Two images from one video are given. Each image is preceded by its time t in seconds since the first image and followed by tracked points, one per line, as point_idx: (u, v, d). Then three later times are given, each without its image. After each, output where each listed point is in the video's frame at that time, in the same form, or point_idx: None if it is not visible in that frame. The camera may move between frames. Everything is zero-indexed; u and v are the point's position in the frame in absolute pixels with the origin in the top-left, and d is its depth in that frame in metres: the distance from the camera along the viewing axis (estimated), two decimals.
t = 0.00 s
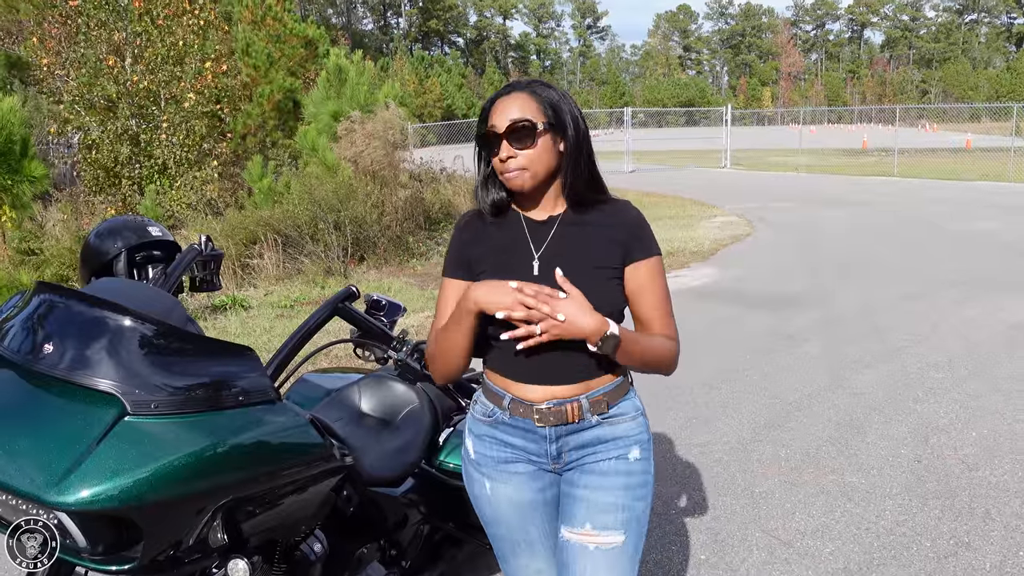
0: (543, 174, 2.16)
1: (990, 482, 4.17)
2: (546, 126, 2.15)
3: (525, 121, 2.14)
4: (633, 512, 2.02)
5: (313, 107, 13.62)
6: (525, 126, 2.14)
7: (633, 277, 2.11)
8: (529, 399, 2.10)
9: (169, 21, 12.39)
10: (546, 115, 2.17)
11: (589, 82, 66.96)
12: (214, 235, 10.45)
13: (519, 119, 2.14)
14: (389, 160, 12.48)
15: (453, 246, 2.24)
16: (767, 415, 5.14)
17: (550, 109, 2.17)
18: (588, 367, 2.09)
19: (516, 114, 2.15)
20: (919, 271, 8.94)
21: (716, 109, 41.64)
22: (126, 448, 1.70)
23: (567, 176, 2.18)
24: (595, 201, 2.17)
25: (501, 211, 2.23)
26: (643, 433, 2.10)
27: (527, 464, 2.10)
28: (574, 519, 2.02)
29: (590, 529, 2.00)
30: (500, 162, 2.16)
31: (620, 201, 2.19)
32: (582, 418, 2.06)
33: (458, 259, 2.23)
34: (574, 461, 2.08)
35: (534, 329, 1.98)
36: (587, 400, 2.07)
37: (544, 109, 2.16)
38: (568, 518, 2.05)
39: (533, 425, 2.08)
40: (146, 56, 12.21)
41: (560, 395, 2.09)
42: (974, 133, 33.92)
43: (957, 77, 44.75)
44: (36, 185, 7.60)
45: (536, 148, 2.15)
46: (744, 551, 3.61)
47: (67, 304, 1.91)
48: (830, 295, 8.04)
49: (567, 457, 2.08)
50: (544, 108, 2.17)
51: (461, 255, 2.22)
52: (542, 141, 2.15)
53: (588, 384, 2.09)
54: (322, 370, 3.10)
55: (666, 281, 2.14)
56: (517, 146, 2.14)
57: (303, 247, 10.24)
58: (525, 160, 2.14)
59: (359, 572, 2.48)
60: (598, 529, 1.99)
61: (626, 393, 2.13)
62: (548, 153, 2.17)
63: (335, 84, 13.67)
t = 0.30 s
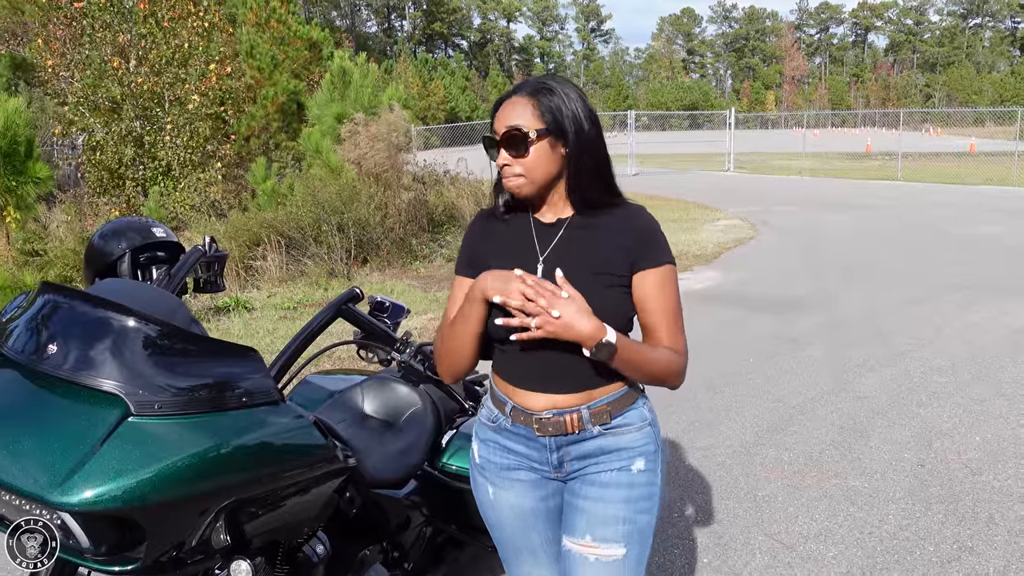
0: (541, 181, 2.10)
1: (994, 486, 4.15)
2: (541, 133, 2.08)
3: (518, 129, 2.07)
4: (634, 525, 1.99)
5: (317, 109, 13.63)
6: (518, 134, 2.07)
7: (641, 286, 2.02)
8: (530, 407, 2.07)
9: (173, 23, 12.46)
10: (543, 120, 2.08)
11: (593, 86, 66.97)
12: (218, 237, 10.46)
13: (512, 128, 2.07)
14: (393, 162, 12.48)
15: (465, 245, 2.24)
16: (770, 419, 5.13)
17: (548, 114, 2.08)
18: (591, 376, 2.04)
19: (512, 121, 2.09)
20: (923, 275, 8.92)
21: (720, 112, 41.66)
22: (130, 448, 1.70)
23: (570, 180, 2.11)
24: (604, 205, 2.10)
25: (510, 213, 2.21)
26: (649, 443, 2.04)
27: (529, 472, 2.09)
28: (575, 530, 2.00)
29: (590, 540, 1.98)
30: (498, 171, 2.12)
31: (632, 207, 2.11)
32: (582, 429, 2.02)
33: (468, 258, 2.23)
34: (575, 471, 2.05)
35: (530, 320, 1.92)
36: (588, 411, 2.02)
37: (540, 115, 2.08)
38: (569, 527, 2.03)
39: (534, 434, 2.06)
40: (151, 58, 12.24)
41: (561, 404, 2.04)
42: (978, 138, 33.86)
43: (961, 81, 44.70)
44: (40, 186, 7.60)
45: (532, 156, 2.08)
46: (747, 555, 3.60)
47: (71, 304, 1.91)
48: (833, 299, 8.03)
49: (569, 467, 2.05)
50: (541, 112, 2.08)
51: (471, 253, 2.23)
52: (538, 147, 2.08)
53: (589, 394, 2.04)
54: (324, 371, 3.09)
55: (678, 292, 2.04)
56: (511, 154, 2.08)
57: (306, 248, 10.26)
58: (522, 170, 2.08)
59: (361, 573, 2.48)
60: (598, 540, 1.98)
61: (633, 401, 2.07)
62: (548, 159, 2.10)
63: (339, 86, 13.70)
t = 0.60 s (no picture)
0: (562, 186, 2.05)
1: (998, 489, 4.14)
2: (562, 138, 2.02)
3: (537, 135, 2.01)
4: (638, 542, 1.95)
5: (321, 110, 13.63)
6: (538, 139, 2.01)
7: (651, 290, 1.97)
8: (531, 413, 2.05)
9: (177, 24, 12.59)
10: (563, 125, 2.02)
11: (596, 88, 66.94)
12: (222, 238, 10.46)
13: (533, 134, 2.02)
14: (396, 164, 12.49)
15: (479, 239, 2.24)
16: (774, 420, 5.13)
17: (568, 117, 2.02)
18: (594, 383, 1.99)
19: (531, 125, 2.03)
20: (927, 278, 8.90)
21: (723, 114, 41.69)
22: (133, 448, 1.70)
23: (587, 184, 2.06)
24: (618, 207, 2.06)
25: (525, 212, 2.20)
26: (655, 456, 1.98)
27: (532, 481, 2.07)
28: (578, 543, 1.98)
29: (592, 555, 1.95)
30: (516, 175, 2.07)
31: (648, 211, 2.06)
32: (581, 439, 1.98)
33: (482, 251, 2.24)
34: (578, 482, 2.01)
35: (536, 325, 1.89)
36: (587, 420, 1.98)
37: (560, 118, 2.02)
38: (573, 539, 2.01)
39: (535, 442, 2.04)
40: (156, 59, 12.32)
41: (560, 411, 2.01)
42: (982, 140, 33.78)
43: (965, 83, 44.60)
44: (45, 186, 7.60)
45: (552, 164, 2.02)
46: (750, 556, 3.60)
47: (75, 304, 1.91)
48: (837, 301, 8.02)
49: (571, 478, 2.02)
50: (563, 117, 2.02)
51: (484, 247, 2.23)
52: (558, 153, 2.02)
53: (591, 401, 2.00)
54: (327, 372, 3.10)
55: (690, 299, 1.97)
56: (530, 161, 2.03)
57: (310, 249, 10.29)
58: (541, 176, 2.03)
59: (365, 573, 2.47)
60: (600, 556, 1.94)
61: (639, 411, 2.01)
62: (567, 165, 2.04)
63: (343, 88, 13.71)
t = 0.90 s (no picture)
0: (576, 188, 2.05)
1: (1002, 490, 4.13)
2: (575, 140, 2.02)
3: (550, 137, 2.01)
4: (643, 554, 1.94)
5: (324, 110, 13.65)
6: (550, 143, 2.01)
7: (666, 296, 1.95)
8: (536, 419, 2.05)
9: (181, 24, 12.53)
10: (576, 128, 2.02)
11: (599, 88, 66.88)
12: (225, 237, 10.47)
13: (546, 137, 2.01)
14: (399, 164, 12.48)
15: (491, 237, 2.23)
16: (777, 421, 5.13)
17: (580, 119, 2.02)
18: (601, 390, 1.98)
19: (543, 128, 2.03)
20: (930, 278, 8.89)
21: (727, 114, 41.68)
22: (137, 447, 1.70)
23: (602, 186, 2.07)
24: (636, 210, 2.06)
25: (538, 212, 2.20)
26: (662, 466, 1.96)
27: (535, 488, 2.08)
28: (581, 553, 1.98)
29: (596, 566, 1.95)
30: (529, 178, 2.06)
31: (665, 215, 2.06)
32: (586, 446, 1.97)
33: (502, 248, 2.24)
34: (582, 491, 2.01)
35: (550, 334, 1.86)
36: (592, 427, 1.97)
37: (572, 120, 2.02)
38: (576, 549, 2.01)
39: (539, 448, 2.05)
40: (159, 59, 12.29)
41: (566, 417, 2.01)
42: (986, 140, 33.72)
43: (969, 83, 44.52)
44: (48, 186, 7.61)
45: (567, 166, 2.02)
46: (752, 557, 3.59)
47: (79, 304, 1.92)
48: (840, 301, 8.01)
49: (575, 486, 2.02)
50: (575, 120, 2.02)
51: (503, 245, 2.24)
52: (573, 156, 2.02)
53: (599, 408, 1.98)
54: (330, 372, 3.10)
55: (706, 308, 1.95)
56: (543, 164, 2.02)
57: (313, 249, 10.31)
58: (555, 178, 2.03)
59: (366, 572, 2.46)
60: (603, 567, 1.94)
61: (648, 420, 1.99)
62: (582, 168, 2.05)
63: (346, 87, 13.73)
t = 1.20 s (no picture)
0: (611, 169, 2.06)
1: (1004, 490, 4.12)
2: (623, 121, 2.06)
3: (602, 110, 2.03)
4: (653, 557, 1.93)
5: (326, 109, 13.67)
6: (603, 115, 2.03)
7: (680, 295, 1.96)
8: (543, 424, 2.04)
9: (184, 23, 12.52)
10: (625, 110, 2.08)
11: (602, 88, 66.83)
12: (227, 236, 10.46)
13: (600, 108, 2.04)
14: (401, 163, 12.48)
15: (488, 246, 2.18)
16: (779, 420, 5.12)
17: (628, 104, 2.09)
18: (612, 393, 1.98)
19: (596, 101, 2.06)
20: (932, 278, 8.88)
21: (729, 112, 41.65)
22: (139, 445, 1.70)
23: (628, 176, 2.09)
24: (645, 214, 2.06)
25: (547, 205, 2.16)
26: (670, 468, 1.97)
27: (540, 494, 2.06)
28: (589, 558, 1.97)
29: (604, 571, 1.94)
30: (574, 147, 2.05)
31: (671, 213, 2.06)
32: (595, 450, 1.98)
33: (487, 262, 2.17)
34: (589, 495, 2.01)
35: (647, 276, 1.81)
36: (601, 430, 1.97)
37: (623, 103, 2.07)
38: (581, 555, 2.00)
39: (546, 453, 2.04)
40: (162, 57, 12.27)
41: (575, 422, 2.00)
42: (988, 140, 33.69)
43: (972, 83, 44.49)
44: (51, 184, 7.61)
45: (616, 142, 2.05)
46: (755, 556, 3.59)
47: (82, 302, 1.92)
48: (843, 300, 8.00)
49: (582, 490, 2.01)
50: (625, 102, 2.08)
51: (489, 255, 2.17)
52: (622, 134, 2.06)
53: (607, 412, 1.98)
54: (332, 371, 3.10)
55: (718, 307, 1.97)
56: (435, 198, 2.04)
57: (315, 248, 10.32)
58: (602, 152, 2.05)
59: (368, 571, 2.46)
60: (612, 571, 1.93)
61: (656, 422, 2.00)
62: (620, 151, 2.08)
63: (348, 86, 13.75)
